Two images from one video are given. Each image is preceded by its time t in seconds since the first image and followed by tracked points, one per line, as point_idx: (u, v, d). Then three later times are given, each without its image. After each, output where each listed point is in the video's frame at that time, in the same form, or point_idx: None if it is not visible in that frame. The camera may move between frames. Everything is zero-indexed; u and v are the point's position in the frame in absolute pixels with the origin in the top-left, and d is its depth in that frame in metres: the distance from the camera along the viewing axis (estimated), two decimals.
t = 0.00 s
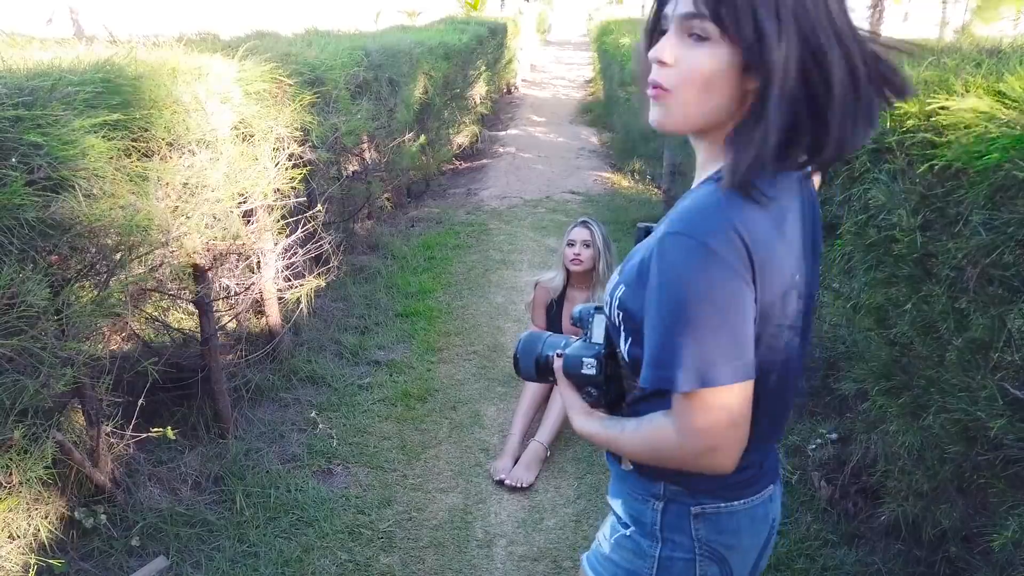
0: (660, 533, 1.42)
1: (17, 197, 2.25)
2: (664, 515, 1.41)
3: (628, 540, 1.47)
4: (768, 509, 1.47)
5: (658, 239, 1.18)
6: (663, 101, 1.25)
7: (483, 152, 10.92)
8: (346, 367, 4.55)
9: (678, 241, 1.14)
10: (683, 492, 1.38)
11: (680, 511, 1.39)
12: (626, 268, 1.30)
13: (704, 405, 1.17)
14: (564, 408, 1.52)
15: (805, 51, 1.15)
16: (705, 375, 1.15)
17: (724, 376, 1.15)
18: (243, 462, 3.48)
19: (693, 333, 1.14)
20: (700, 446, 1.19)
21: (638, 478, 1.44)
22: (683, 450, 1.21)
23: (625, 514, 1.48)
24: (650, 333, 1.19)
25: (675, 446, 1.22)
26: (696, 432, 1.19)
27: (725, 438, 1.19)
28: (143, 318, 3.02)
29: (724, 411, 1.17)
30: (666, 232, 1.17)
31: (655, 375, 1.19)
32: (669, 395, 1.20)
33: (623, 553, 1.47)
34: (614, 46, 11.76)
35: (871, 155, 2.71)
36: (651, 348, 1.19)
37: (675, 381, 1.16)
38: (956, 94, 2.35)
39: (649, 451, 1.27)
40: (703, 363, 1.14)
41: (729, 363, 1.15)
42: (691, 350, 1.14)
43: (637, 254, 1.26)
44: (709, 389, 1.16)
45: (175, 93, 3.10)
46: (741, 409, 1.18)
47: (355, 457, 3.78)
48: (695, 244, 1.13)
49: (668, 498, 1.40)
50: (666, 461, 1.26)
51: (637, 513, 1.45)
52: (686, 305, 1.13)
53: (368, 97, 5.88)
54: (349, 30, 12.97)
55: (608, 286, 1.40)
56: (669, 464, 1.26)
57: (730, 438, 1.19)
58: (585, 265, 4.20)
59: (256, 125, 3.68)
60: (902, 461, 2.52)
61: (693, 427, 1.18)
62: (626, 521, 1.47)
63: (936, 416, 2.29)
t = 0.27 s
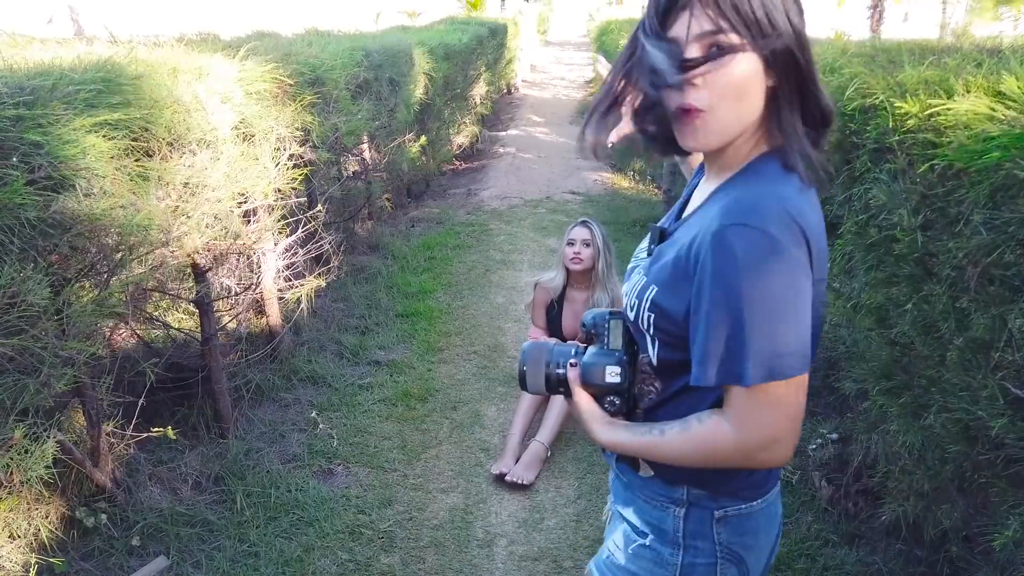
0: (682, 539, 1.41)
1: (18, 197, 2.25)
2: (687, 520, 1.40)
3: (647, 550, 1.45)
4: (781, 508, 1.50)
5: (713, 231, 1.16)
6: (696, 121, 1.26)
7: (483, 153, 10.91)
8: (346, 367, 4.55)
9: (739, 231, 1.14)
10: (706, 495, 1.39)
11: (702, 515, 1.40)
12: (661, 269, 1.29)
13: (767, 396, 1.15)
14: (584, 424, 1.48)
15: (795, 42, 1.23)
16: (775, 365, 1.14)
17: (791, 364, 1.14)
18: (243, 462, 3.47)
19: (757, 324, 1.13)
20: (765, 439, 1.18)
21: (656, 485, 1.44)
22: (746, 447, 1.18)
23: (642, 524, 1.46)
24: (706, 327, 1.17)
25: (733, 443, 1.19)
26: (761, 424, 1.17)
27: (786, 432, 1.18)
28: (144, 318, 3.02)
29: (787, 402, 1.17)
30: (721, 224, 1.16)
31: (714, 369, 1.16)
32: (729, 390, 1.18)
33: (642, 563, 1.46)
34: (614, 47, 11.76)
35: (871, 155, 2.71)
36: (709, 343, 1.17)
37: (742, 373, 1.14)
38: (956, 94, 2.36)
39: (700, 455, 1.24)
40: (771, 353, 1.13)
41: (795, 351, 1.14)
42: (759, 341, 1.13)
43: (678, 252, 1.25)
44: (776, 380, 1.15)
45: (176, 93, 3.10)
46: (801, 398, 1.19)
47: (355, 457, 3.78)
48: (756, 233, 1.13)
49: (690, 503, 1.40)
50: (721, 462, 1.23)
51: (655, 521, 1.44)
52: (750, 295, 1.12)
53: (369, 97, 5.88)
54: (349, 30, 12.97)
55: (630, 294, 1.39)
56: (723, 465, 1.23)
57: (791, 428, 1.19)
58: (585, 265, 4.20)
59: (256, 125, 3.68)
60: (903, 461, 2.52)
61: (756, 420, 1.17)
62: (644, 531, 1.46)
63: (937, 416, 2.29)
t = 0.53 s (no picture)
0: (700, 540, 1.41)
1: (17, 196, 2.25)
2: (704, 520, 1.40)
3: (664, 552, 1.44)
4: (790, 504, 1.51)
5: (728, 227, 1.17)
6: (700, 112, 1.27)
7: (483, 152, 10.92)
8: (346, 367, 4.55)
9: (756, 225, 1.14)
10: (724, 494, 1.39)
11: (720, 515, 1.40)
12: (671, 266, 1.29)
13: (788, 389, 1.15)
14: (596, 427, 1.45)
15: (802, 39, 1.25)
16: (796, 357, 1.14)
17: (810, 357, 1.14)
18: (243, 461, 3.47)
19: (777, 317, 1.13)
20: (787, 434, 1.18)
21: (671, 486, 1.43)
22: (768, 442, 1.18)
23: (658, 526, 1.46)
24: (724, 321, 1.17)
25: (753, 437, 1.19)
26: (782, 419, 1.17)
27: (808, 426, 1.18)
28: (144, 317, 3.01)
29: (808, 396, 1.16)
30: (737, 218, 1.16)
31: (733, 363, 1.16)
32: (749, 385, 1.18)
33: (659, 566, 1.45)
34: (614, 47, 11.76)
35: (871, 154, 2.71)
36: (728, 339, 1.16)
37: (763, 367, 1.14)
38: (956, 93, 2.36)
39: (720, 452, 1.24)
40: (791, 345, 1.13)
41: (815, 343, 1.14)
42: (779, 334, 1.13)
43: (690, 249, 1.25)
44: (797, 372, 1.15)
45: (177, 92, 3.10)
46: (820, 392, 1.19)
47: (355, 457, 3.78)
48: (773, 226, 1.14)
49: (708, 503, 1.40)
50: (743, 458, 1.23)
51: (672, 522, 1.44)
52: (769, 288, 1.12)
53: (369, 97, 5.88)
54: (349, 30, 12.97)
55: (639, 294, 1.38)
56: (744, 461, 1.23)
57: (812, 422, 1.18)
58: (583, 264, 4.20)
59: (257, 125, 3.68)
60: (903, 460, 2.52)
61: (778, 414, 1.17)
62: (660, 533, 1.45)
63: (937, 415, 2.29)
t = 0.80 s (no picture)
0: (716, 540, 1.45)
1: (17, 193, 2.25)
2: (721, 520, 1.44)
3: (680, 554, 1.47)
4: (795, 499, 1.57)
5: (752, 211, 1.20)
6: (709, 105, 1.31)
7: (484, 150, 10.91)
8: (346, 365, 4.55)
9: (779, 207, 1.18)
10: (740, 493, 1.43)
11: (736, 514, 1.44)
12: (690, 254, 1.31)
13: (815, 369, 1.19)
14: (613, 430, 1.43)
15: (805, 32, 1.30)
16: (823, 335, 1.17)
17: (836, 335, 1.18)
18: (244, 459, 3.47)
19: (802, 294, 1.16)
20: (815, 414, 1.21)
21: (687, 486, 1.46)
22: (797, 423, 1.22)
23: (674, 527, 1.49)
24: (747, 302, 1.19)
25: (782, 419, 1.22)
26: (810, 399, 1.21)
27: (835, 401, 1.21)
28: (143, 314, 3.01)
29: (834, 376, 1.20)
30: (762, 202, 1.19)
31: (760, 343, 1.19)
32: (777, 367, 1.21)
33: (674, 567, 1.48)
34: (615, 44, 11.75)
35: (871, 151, 2.70)
36: (755, 322, 1.19)
37: (792, 348, 1.17)
38: (957, 89, 2.35)
39: (749, 438, 1.27)
40: (819, 323, 1.17)
41: (839, 321, 1.18)
42: (808, 314, 1.16)
43: (712, 237, 1.27)
44: (824, 351, 1.18)
45: (177, 89, 3.10)
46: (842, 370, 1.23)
47: (355, 454, 3.78)
48: (797, 208, 1.17)
49: (724, 502, 1.43)
50: (772, 442, 1.26)
51: (687, 523, 1.47)
52: (794, 266, 1.16)
53: (369, 94, 5.87)
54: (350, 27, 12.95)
55: (650, 286, 1.40)
56: (772, 445, 1.26)
57: (836, 401, 1.22)
58: (588, 263, 4.17)
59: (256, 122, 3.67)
60: (903, 457, 2.52)
61: (806, 395, 1.21)
62: (676, 534, 1.48)
63: (937, 412, 2.29)
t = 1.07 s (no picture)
0: (741, 539, 1.49)
1: (16, 190, 2.24)
2: (745, 517, 1.49)
3: (706, 558, 1.50)
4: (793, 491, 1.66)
5: (780, 204, 1.26)
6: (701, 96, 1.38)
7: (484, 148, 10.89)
8: (346, 363, 4.54)
9: (806, 198, 1.25)
10: (762, 489, 1.49)
11: (758, 509, 1.49)
12: (707, 248, 1.35)
13: (843, 352, 1.27)
14: (634, 435, 1.44)
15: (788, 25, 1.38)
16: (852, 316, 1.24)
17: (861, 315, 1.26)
18: (243, 457, 3.47)
19: (831, 279, 1.23)
20: (846, 395, 1.29)
21: (710, 488, 1.49)
22: (830, 405, 1.30)
23: (697, 531, 1.51)
24: (779, 294, 1.26)
25: (815, 402, 1.30)
26: (839, 380, 1.29)
27: (862, 381, 1.29)
28: (143, 312, 3.00)
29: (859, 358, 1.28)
30: (787, 193, 1.26)
31: (793, 329, 1.25)
32: (809, 353, 1.27)
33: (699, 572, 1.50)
34: (615, 42, 11.73)
35: (872, 149, 2.69)
36: (787, 309, 1.25)
37: (826, 333, 1.24)
38: (959, 86, 2.34)
39: (782, 427, 1.33)
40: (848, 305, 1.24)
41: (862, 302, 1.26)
42: (839, 297, 1.23)
43: (735, 231, 1.32)
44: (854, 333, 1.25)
45: (176, 87, 3.09)
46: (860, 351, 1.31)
47: (355, 452, 3.77)
48: (821, 198, 1.24)
49: (748, 499, 1.48)
50: (804, 427, 1.33)
51: (711, 525, 1.50)
52: (823, 253, 1.23)
53: (369, 92, 5.86)
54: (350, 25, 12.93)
55: (660, 283, 1.43)
56: (804, 430, 1.33)
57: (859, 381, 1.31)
58: (584, 261, 4.17)
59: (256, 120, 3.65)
60: (904, 456, 2.51)
61: (835, 377, 1.28)
62: (700, 538, 1.51)
63: (938, 410, 2.29)
